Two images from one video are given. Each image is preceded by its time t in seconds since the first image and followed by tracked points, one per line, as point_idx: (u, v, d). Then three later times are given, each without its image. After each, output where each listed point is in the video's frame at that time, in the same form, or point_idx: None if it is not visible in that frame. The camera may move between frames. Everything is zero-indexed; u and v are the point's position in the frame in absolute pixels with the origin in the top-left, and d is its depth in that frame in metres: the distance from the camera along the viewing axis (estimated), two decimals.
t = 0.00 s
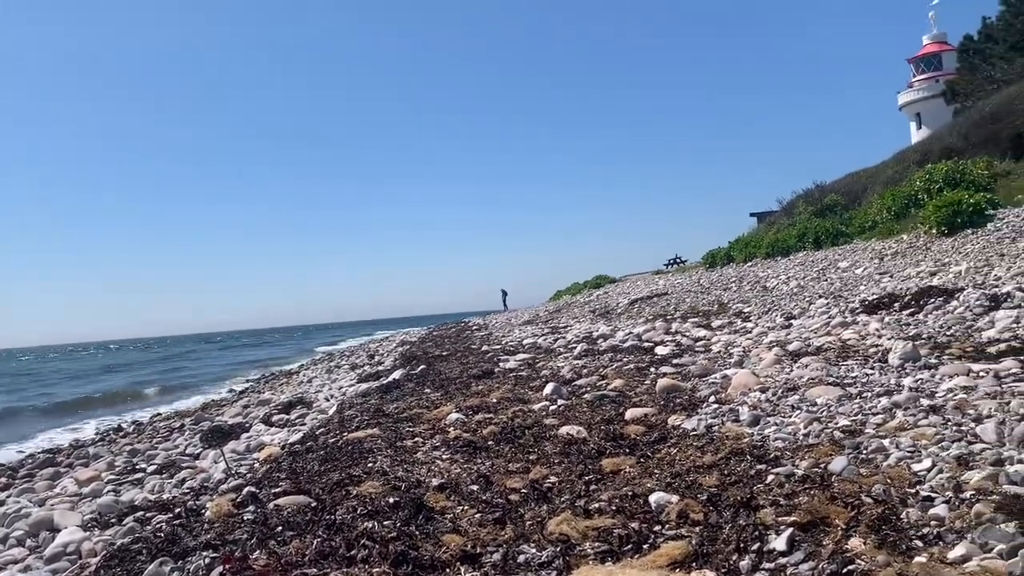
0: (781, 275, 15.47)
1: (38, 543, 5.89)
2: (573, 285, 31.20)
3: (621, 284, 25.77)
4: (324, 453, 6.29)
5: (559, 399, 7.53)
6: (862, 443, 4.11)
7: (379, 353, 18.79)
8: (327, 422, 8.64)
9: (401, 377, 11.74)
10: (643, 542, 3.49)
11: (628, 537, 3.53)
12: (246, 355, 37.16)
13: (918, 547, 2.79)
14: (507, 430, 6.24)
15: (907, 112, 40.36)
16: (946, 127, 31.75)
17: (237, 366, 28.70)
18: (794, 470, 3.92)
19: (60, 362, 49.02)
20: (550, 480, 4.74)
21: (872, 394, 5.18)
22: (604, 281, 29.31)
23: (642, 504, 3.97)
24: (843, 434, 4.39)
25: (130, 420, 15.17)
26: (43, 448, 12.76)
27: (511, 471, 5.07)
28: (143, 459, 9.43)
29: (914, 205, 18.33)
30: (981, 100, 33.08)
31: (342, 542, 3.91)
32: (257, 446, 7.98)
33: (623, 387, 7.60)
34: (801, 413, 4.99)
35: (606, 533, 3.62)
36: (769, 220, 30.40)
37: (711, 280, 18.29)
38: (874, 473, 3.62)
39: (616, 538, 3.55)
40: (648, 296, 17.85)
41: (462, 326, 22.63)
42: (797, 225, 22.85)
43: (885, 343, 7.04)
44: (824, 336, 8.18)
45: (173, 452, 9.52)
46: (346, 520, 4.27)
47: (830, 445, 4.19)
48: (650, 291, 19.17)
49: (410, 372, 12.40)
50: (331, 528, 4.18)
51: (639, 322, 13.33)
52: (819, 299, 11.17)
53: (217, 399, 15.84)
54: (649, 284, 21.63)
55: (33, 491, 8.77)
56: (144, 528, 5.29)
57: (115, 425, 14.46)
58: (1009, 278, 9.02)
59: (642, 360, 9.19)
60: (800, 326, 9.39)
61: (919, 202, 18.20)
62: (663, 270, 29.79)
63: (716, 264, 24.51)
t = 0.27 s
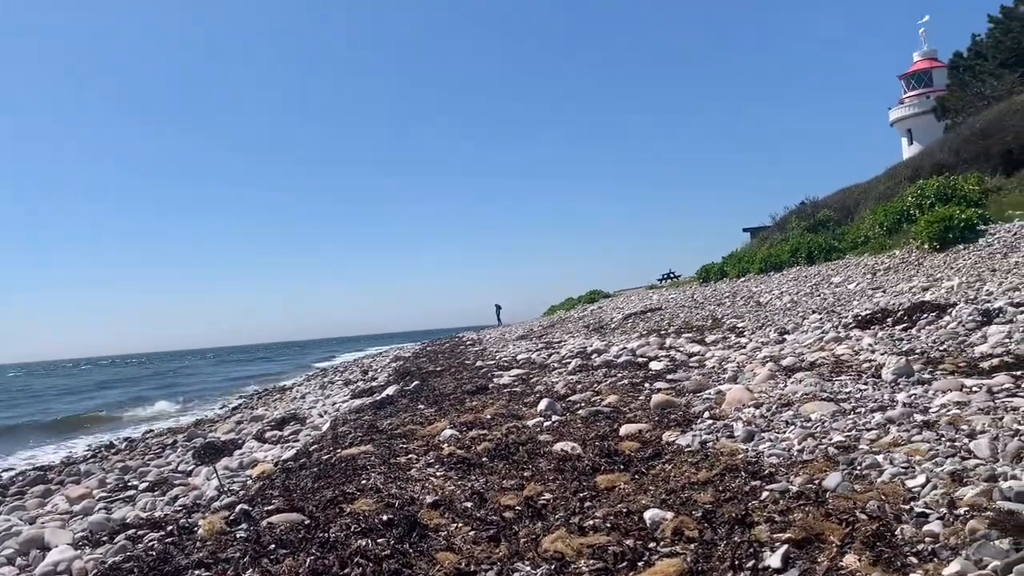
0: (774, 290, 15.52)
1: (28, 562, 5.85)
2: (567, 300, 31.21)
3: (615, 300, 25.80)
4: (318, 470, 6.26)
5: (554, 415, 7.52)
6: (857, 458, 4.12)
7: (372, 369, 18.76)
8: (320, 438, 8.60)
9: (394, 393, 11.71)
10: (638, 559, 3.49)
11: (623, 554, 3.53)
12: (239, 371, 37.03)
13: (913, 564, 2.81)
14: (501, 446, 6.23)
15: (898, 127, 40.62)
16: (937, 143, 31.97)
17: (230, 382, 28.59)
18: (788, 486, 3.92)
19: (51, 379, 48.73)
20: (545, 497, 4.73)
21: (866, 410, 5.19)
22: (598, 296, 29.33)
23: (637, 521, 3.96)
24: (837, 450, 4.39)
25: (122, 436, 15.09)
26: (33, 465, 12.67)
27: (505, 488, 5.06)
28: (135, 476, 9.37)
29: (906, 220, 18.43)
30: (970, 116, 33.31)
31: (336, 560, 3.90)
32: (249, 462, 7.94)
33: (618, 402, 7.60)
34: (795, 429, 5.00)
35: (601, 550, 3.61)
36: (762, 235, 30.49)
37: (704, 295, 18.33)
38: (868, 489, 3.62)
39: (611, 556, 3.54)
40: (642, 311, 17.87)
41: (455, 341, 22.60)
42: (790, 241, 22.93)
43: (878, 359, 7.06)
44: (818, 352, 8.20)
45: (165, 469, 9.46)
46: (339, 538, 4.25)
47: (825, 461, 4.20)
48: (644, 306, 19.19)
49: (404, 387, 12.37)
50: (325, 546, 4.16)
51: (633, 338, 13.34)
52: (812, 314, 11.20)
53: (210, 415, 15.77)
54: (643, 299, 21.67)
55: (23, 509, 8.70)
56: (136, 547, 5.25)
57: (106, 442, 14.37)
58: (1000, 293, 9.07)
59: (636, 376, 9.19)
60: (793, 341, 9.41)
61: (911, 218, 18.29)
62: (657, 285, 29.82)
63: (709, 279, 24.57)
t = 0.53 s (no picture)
0: (770, 306, 15.54)
1: None
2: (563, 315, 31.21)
3: (611, 315, 25.82)
4: (313, 486, 6.23)
5: (550, 431, 7.50)
6: (853, 474, 4.11)
7: (368, 384, 18.70)
8: (315, 455, 8.57)
9: (390, 409, 11.68)
10: None
11: (620, 571, 3.51)
12: (234, 386, 36.93)
13: None
14: (497, 463, 6.20)
15: (893, 143, 40.81)
16: (931, 159, 32.12)
17: (225, 398, 28.50)
18: (785, 503, 3.91)
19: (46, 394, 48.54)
20: (541, 514, 4.71)
21: (862, 426, 5.19)
22: (594, 311, 29.35)
23: (633, 537, 3.95)
24: (834, 466, 4.38)
25: (117, 452, 15.00)
26: (26, 482, 12.60)
27: (501, 505, 5.03)
28: (128, 492, 9.32)
29: (901, 235, 18.49)
30: (964, 133, 33.50)
31: None
32: (243, 479, 7.90)
33: (614, 418, 7.58)
34: (792, 445, 4.99)
35: (598, 567, 3.59)
36: (758, 250, 30.58)
37: (701, 311, 18.34)
38: (865, 506, 3.61)
39: (608, 573, 3.52)
40: (638, 327, 17.88)
41: (452, 357, 22.57)
42: (786, 256, 22.99)
43: (874, 374, 7.05)
44: (814, 367, 8.19)
45: (160, 485, 9.41)
46: (335, 556, 4.23)
47: (821, 478, 4.19)
48: (640, 322, 19.21)
49: (400, 403, 12.33)
50: (320, 564, 4.13)
51: (629, 353, 13.33)
52: (808, 329, 11.22)
53: (205, 431, 15.70)
54: (639, 314, 21.69)
55: (15, 526, 8.64)
56: (129, 564, 5.21)
57: (100, 459, 14.30)
58: (995, 308, 9.09)
59: (633, 392, 9.16)
60: (790, 356, 9.40)
61: (906, 233, 18.37)
62: (653, 301, 29.86)
63: (705, 294, 24.60)
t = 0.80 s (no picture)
0: (766, 322, 15.55)
1: None
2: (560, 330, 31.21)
3: (608, 330, 25.81)
4: (308, 502, 6.20)
5: (546, 447, 7.48)
6: (850, 491, 4.10)
7: (364, 398, 18.65)
8: (311, 469, 8.53)
9: (386, 424, 11.64)
10: None
11: None
12: (230, 401, 36.83)
13: None
14: (493, 478, 6.18)
15: (889, 160, 40.97)
16: (926, 175, 32.24)
17: (221, 412, 28.41)
18: (782, 519, 3.90)
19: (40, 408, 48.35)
20: (537, 530, 4.69)
21: (859, 442, 5.18)
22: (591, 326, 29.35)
23: (629, 554, 3.94)
24: (831, 482, 4.38)
25: (111, 466, 14.92)
26: (19, 496, 12.52)
27: (497, 521, 5.01)
28: (122, 507, 9.27)
29: (897, 251, 18.53)
30: (959, 150, 33.65)
31: None
32: (238, 494, 7.86)
33: (610, 434, 7.56)
34: (788, 462, 4.98)
35: None
36: (754, 266, 30.63)
37: (697, 326, 18.35)
38: (862, 523, 3.60)
39: None
40: (634, 342, 17.87)
41: (448, 371, 22.54)
42: (782, 272, 23.03)
43: (871, 390, 7.05)
44: (810, 383, 8.18)
45: (154, 499, 9.36)
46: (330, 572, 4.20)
47: (818, 494, 4.18)
48: (637, 337, 19.20)
49: (395, 418, 12.29)
50: None
51: (626, 368, 13.32)
52: (805, 345, 11.22)
53: (199, 445, 15.63)
54: (635, 329, 21.68)
55: (8, 541, 8.59)
56: None
57: (94, 472, 14.22)
58: (991, 325, 9.10)
59: (629, 407, 9.15)
60: (786, 372, 9.40)
61: (902, 249, 18.42)
62: (650, 316, 29.88)
63: (702, 309, 24.62)
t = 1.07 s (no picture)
0: (762, 337, 15.56)
1: None
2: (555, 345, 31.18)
3: (604, 345, 25.80)
4: (302, 516, 6.18)
5: (542, 462, 7.46)
6: (846, 508, 4.10)
7: (359, 412, 18.59)
8: (305, 483, 8.49)
9: (381, 438, 11.60)
10: None
11: None
12: (223, 414, 36.69)
13: None
14: (488, 493, 6.17)
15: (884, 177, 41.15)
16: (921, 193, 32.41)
17: (215, 425, 28.29)
18: (777, 536, 3.90)
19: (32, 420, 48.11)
20: (533, 546, 4.68)
21: (855, 459, 5.18)
22: (586, 341, 29.37)
23: (625, 570, 3.93)
24: (826, 499, 4.37)
25: (103, 479, 14.83)
26: (11, 509, 12.44)
27: (492, 536, 5.00)
28: (115, 520, 9.21)
29: (893, 268, 18.59)
30: (954, 168, 33.82)
31: None
32: (232, 507, 7.82)
33: (606, 449, 7.56)
34: (785, 478, 4.97)
35: None
36: (749, 282, 30.70)
37: (693, 342, 18.34)
38: (858, 540, 3.60)
39: None
40: (630, 357, 17.86)
41: (443, 385, 22.49)
42: (778, 288, 23.06)
43: (867, 407, 7.05)
44: (806, 399, 8.18)
45: (147, 513, 9.31)
46: None
47: (815, 511, 4.18)
48: (633, 352, 19.19)
49: (390, 432, 12.25)
50: None
51: (621, 383, 13.31)
52: (800, 361, 11.23)
53: (193, 458, 15.55)
54: (631, 344, 21.67)
55: None
56: None
57: (87, 485, 14.14)
58: (986, 343, 9.12)
59: (625, 422, 9.14)
60: (781, 388, 9.40)
61: (897, 266, 18.47)
62: (645, 331, 29.89)
63: (697, 325, 24.63)
